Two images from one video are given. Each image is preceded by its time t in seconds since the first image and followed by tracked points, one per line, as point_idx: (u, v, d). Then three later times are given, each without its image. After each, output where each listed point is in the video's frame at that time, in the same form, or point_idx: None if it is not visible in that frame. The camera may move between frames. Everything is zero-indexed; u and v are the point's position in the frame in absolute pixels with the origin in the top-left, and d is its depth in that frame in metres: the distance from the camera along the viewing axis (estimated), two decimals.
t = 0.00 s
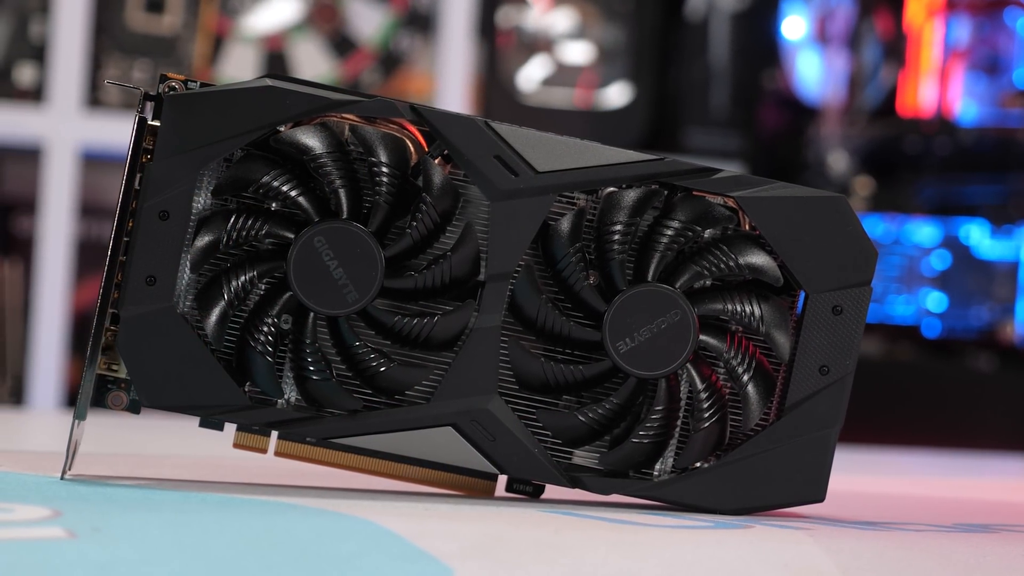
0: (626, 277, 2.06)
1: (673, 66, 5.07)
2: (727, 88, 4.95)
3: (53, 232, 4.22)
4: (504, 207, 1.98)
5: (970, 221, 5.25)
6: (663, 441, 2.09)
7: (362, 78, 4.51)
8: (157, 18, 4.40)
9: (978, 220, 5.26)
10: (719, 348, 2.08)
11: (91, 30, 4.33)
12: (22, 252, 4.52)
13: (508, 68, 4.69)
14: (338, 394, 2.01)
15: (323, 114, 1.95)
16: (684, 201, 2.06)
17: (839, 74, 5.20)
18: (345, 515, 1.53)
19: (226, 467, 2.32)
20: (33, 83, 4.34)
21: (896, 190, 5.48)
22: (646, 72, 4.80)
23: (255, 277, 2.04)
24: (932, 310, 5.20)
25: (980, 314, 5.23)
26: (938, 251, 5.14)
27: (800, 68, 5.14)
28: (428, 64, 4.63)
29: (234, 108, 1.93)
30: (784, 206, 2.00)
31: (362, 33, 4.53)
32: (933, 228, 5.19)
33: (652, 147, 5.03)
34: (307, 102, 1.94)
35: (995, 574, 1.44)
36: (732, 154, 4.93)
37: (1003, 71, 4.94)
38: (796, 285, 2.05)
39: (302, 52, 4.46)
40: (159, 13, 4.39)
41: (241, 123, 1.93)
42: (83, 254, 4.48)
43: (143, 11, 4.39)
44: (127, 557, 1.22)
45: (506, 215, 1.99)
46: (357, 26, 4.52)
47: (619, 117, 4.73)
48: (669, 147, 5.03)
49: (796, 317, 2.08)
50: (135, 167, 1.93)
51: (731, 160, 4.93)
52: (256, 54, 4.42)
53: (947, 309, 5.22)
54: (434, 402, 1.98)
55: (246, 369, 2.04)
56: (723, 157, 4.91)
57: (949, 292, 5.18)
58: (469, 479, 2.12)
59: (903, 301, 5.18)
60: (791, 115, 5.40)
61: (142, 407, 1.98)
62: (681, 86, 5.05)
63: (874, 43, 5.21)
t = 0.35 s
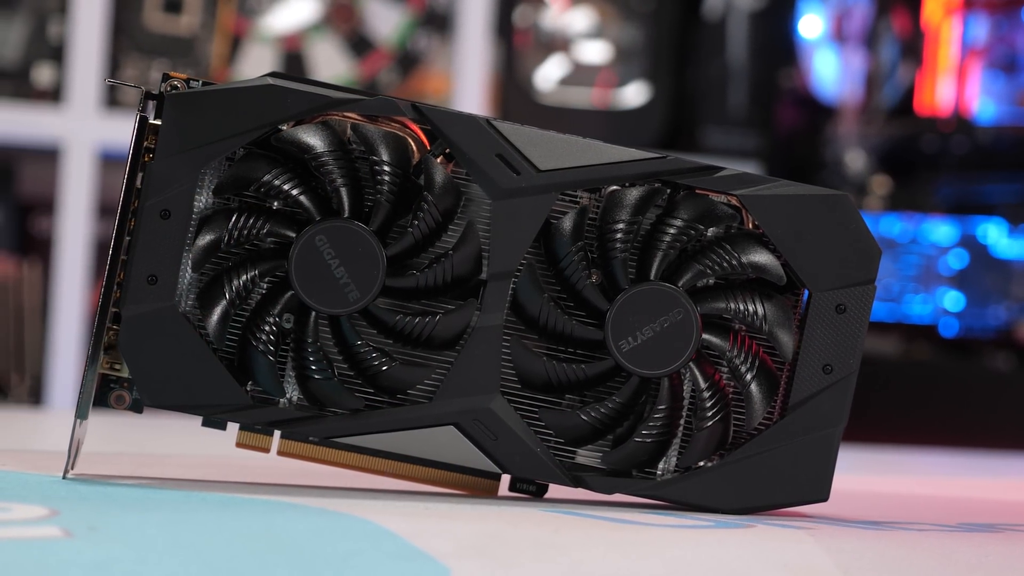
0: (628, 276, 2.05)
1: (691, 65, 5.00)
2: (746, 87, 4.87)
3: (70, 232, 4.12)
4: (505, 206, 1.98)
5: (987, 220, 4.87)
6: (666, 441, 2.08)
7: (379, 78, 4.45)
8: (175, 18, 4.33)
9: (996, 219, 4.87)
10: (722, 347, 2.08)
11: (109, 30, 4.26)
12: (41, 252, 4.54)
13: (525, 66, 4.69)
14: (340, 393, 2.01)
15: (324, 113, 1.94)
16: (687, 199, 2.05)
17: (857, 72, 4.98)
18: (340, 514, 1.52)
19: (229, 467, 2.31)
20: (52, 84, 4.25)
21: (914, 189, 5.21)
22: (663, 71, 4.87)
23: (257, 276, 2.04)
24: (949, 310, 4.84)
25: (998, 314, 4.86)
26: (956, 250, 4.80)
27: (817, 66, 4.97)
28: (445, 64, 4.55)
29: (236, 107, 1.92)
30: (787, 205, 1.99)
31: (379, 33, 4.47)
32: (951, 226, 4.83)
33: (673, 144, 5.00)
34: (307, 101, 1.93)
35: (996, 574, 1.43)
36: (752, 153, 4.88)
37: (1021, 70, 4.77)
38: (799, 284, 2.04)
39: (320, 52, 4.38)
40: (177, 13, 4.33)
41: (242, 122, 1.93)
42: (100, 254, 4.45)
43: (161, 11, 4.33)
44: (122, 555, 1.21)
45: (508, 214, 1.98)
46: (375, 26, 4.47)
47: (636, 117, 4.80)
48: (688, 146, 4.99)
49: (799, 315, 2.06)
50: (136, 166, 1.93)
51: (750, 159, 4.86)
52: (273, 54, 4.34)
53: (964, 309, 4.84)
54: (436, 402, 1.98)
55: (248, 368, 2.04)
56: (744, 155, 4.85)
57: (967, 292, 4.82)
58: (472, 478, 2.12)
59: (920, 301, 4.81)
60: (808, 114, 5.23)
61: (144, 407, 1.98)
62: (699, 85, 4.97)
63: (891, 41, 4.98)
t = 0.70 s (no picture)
0: (632, 274, 2.05)
1: (711, 64, 4.87)
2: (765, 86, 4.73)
3: (91, 231, 4.11)
4: (508, 204, 1.97)
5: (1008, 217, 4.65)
6: (670, 439, 2.07)
7: (397, 78, 4.40)
8: (193, 18, 4.28)
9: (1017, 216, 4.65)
10: (725, 345, 2.07)
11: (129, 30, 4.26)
12: (57, 252, 4.56)
13: (543, 65, 4.57)
14: (343, 392, 2.01)
15: (326, 111, 1.94)
16: (690, 197, 2.05)
17: (875, 70, 4.77)
18: (336, 513, 1.52)
19: (236, 466, 2.31)
20: (71, 83, 4.27)
21: (932, 187, 4.87)
22: (682, 68, 4.68)
23: (259, 275, 2.04)
24: (968, 308, 4.60)
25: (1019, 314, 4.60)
26: (975, 249, 4.59)
27: (834, 66, 4.77)
28: (464, 63, 4.53)
29: (238, 106, 1.92)
30: (791, 203, 1.98)
31: (397, 32, 4.41)
32: (970, 225, 4.63)
33: (690, 144, 4.87)
34: (309, 99, 1.93)
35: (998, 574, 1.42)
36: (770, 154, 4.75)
37: None
38: (803, 282, 2.03)
39: (338, 52, 4.35)
40: (196, 12, 4.27)
41: (245, 120, 1.92)
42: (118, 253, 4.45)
43: (180, 10, 4.29)
44: (115, 554, 1.21)
45: (510, 212, 1.98)
46: (392, 25, 4.43)
47: (657, 114, 4.63)
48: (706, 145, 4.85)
49: (803, 314, 2.06)
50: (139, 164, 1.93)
51: (767, 159, 4.73)
52: (292, 55, 4.31)
53: (983, 308, 4.60)
54: (438, 400, 1.97)
55: (251, 367, 2.03)
56: (761, 157, 4.72)
57: (987, 291, 4.59)
58: (476, 477, 2.11)
59: (938, 299, 4.60)
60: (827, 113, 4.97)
61: (147, 405, 1.99)
62: (718, 84, 4.85)
63: (910, 39, 4.74)
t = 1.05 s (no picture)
0: (636, 272, 2.04)
1: (729, 60, 4.93)
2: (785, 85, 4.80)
3: (110, 228, 4.13)
4: (511, 202, 1.96)
5: None
6: (674, 438, 2.06)
7: (416, 77, 4.49)
8: (212, 18, 4.37)
9: None
10: (729, 343, 2.06)
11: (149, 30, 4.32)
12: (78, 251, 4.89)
13: (563, 64, 4.62)
14: (345, 390, 2.01)
15: (328, 109, 1.93)
16: (694, 195, 2.03)
17: (893, 68, 4.78)
18: (333, 512, 1.51)
19: (242, 464, 2.31)
20: (90, 83, 4.33)
21: (950, 184, 4.94)
22: (701, 68, 4.74)
23: (262, 273, 2.04)
24: (987, 307, 4.54)
25: None
26: (994, 247, 4.51)
27: (852, 64, 4.79)
28: (483, 62, 4.58)
29: (240, 104, 1.92)
30: (796, 200, 1.97)
31: (417, 31, 4.50)
32: (990, 223, 4.55)
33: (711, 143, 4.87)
34: (311, 97, 1.92)
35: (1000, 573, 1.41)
36: (790, 152, 4.78)
37: None
38: (808, 280, 2.01)
39: (358, 51, 4.42)
40: (215, 12, 4.36)
41: (247, 118, 1.92)
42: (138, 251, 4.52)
43: (199, 10, 4.36)
44: (110, 551, 1.22)
45: (513, 210, 1.97)
46: (412, 24, 4.50)
47: (675, 113, 4.68)
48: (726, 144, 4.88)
49: (808, 312, 2.04)
50: (141, 162, 1.93)
51: (787, 158, 4.77)
52: (311, 53, 4.39)
53: (1003, 306, 4.54)
54: (441, 399, 1.97)
55: (253, 365, 2.03)
56: (780, 155, 4.77)
57: (1007, 289, 4.51)
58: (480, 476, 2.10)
59: (957, 297, 4.55)
60: (845, 110, 5.03)
61: (151, 404, 1.99)
62: (736, 82, 4.90)
63: (929, 37, 4.76)
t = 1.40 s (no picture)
0: (639, 270, 2.03)
1: (749, 60, 4.87)
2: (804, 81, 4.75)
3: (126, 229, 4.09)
4: (513, 200, 1.96)
5: None
6: (678, 436, 2.06)
7: (435, 75, 4.45)
8: (231, 18, 4.35)
9: None
10: (733, 341, 2.04)
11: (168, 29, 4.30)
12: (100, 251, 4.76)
13: (581, 63, 4.61)
14: (348, 388, 2.00)
15: (331, 107, 1.93)
16: (698, 192, 2.02)
17: (912, 67, 4.77)
18: (332, 511, 1.50)
19: (247, 463, 2.31)
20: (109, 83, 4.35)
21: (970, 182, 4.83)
22: (720, 66, 4.69)
23: (264, 271, 2.03)
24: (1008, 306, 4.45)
25: None
26: (1014, 246, 4.43)
27: (872, 62, 4.78)
28: (502, 60, 4.53)
29: (242, 101, 1.92)
30: (799, 197, 1.96)
31: (436, 31, 4.46)
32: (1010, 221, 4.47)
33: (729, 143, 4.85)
34: (314, 95, 1.92)
35: (1002, 572, 1.40)
36: (808, 150, 4.77)
37: None
38: (812, 278, 2.00)
39: (376, 50, 4.42)
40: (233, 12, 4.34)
41: (249, 116, 1.92)
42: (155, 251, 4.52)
43: (218, 10, 4.35)
44: (107, 550, 1.21)
45: (516, 208, 1.96)
46: (431, 24, 4.46)
47: (693, 112, 4.66)
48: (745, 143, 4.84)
49: (812, 310, 2.03)
50: (144, 160, 1.94)
51: (805, 156, 4.76)
52: (329, 52, 4.39)
53: None
54: (444, 397, 1.97)
55: (256, 364, 2.03)
56: (800, 153, 4.75)
57: None
58: (483, 475, 2.10)
59: (975, 296, 4.47)
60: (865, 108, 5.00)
61: (155, 404, 1.98)
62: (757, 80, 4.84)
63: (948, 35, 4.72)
